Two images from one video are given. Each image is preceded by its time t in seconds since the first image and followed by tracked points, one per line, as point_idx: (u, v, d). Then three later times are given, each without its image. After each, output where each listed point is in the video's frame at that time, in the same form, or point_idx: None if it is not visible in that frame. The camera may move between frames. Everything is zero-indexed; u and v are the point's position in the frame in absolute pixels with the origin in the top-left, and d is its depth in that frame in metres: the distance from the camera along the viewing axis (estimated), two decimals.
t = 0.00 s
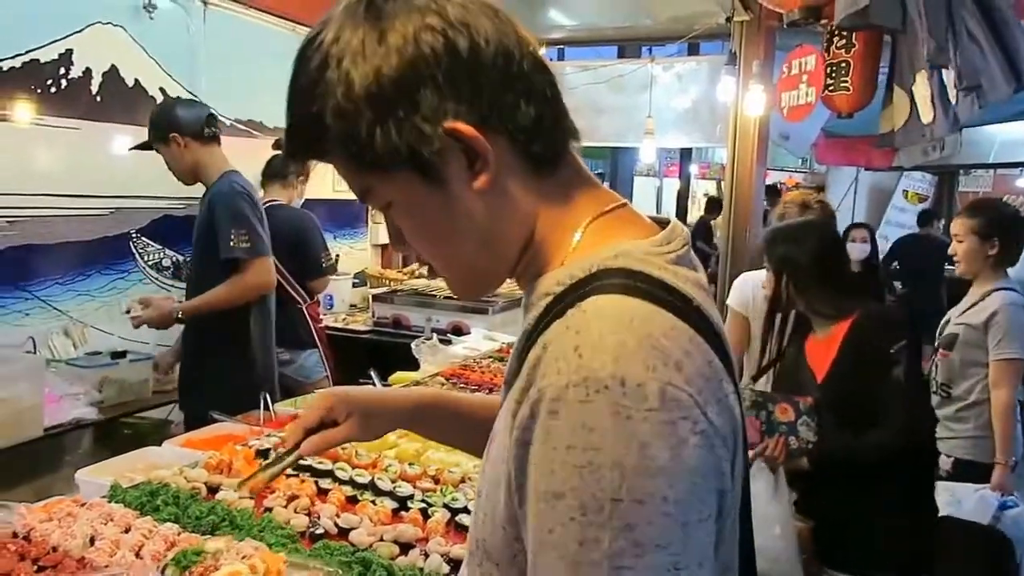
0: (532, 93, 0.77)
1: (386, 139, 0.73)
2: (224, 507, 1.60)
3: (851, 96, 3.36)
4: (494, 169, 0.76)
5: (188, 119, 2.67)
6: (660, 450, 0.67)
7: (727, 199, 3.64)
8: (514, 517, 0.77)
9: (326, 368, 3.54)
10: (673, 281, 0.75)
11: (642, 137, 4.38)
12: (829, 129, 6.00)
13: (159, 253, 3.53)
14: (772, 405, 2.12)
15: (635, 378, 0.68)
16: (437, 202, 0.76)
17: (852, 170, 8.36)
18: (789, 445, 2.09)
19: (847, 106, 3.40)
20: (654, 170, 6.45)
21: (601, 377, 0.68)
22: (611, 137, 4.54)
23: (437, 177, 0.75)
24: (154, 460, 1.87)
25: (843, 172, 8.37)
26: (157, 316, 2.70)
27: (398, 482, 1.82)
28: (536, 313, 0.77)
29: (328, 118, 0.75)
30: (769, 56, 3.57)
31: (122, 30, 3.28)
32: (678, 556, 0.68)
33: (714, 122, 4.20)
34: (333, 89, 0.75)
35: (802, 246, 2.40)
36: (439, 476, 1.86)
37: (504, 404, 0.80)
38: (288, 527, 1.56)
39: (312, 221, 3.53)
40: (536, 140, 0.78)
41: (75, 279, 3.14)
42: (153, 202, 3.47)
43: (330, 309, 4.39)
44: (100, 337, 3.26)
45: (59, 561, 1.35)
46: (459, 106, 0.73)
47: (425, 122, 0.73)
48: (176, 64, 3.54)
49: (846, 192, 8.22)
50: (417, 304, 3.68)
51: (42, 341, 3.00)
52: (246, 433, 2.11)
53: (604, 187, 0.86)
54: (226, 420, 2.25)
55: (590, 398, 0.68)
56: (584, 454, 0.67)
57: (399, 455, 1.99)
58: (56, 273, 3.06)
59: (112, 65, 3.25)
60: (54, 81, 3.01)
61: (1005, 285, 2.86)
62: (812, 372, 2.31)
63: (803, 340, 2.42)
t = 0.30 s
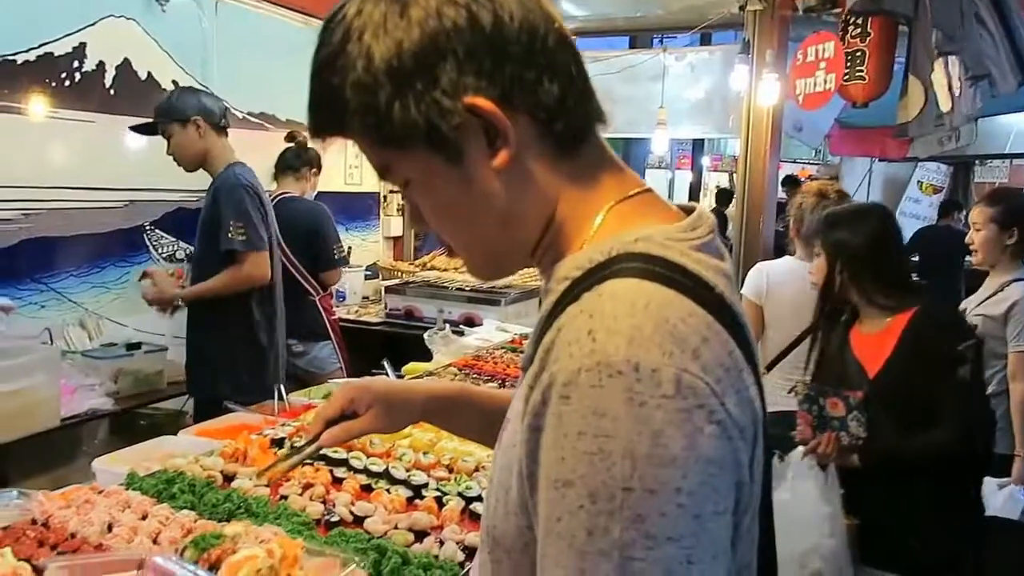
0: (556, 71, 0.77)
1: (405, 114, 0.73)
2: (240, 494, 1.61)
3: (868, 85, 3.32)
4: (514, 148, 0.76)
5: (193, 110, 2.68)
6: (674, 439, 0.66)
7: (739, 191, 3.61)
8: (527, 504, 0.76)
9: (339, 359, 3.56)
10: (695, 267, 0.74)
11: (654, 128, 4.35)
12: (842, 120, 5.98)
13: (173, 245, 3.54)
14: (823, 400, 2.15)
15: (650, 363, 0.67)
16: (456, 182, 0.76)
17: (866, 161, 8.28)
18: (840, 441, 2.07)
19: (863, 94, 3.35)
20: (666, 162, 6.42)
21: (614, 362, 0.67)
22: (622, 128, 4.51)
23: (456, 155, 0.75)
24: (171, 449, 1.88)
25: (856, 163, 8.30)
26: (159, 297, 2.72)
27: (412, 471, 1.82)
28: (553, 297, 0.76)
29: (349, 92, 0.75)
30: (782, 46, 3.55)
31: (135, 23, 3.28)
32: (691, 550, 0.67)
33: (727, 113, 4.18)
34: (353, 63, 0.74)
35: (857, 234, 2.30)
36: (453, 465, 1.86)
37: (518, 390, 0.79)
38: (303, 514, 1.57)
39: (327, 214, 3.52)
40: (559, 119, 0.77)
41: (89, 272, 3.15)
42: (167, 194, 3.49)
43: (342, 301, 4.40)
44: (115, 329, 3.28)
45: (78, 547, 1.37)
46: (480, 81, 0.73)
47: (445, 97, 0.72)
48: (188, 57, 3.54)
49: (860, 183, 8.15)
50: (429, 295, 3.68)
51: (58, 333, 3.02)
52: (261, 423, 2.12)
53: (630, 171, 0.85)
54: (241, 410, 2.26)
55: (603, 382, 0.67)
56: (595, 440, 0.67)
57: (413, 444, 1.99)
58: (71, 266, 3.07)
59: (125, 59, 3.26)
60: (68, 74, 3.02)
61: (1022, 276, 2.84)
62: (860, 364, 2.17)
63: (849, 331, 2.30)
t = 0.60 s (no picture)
0: (592, 37, 0.74)
1: (434, 80, 0.72)
2: (270, 469, 1.63)
3: (900, 62, 3.28)
4: (548, 116, 0.74)
5: (226, 85, 2.71)
6: (708, 417, 0.63)
7: (765, 170, 3.57)
8: (555, 483, 0.73)
9: (363, 339, 3.60)
10: (735, 241, 0.70)
11: (679, 107, 4.30)
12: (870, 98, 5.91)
13: (198, 226, 3.56)
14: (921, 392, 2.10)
15: (684, 338, 0.63)
16: (488, 151, 0.75)
17: (894, 141, 8.15)
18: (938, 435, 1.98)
19: (894, 71, 3.31)
20: (689, 143, 6.36)
21: (646, 336, 0.64)
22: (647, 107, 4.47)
23: (487, 124, 0.74)
24: (200, 424, 1.90)
25: (884, 143, 8.17)
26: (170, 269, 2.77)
27: (439, 447, 1.82)
28: (587, 271, 0.72)
29: (377, 59, 0.74)
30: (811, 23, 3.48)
31: (159, 3, 3.29)
32: (724, 535, 0.63)
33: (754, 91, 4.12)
34: (383, 29, 0.74)
35: (950, 213, 2.28)
36: (480, 442, 1.87)
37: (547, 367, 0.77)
38: (332, 488, 1.58)
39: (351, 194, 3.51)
40: (593, 85, 0.74)
41: (117, 251, 3.18)
42: (193, 175, 3.51)
43: (365, 282, 4.41)
44: (143, 308, 3.30)
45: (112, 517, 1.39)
46: (512, 46, 0.71)
47: (475, 64, 0.71)
48: (211, 36, 3.54)
49: (887, 164, 8.02)
50: (452, 275, 3.68)
51: (87, 311, 3.06)
52: (288, 400, 2.13)
53: (671, 142, 0.82)
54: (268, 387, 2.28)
55: (633, 357, 0.64)
56: (623, 417, 0.63)
57: (440, 421, 2.00)
58: (99, 245, 3.10)
59: (150, 39, 3.27)
60: (94, 55, 3.04)
61: None
62: (953, 354, 2.10)
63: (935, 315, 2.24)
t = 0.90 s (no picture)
0: (632, 3, 0.73)
1: (468, 47, 0.71)
2: (298, 442, 1.64)
3: (933, 35, 3.26)
4: (585, 84, 0.72)
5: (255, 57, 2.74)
6: (745, 399, 0.59)
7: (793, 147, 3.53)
8: (583, 462, 0.70)
9: (387, 316, 3.63)
10: (780, 216, 0.66)
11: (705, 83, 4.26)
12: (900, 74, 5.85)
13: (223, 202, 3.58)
14: None
15: (720, 314, 0.60)
16: (524, 119, 0.74)
17: (923, 119, 8.01)
18: None
19: (927, 45, 3.28)
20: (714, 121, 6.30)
21: (680, 311, 0.60)
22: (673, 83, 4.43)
23: (524, 91, 0.72)
24: (228, 398, 1.92)
25: (913, 121, 8.05)
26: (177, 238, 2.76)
27: (464, 422, 1.82)
28: (624, 245, 0.69)
29: (411, 26, 0.73)
30: None
31: None
32: (757, 522, 0.60)
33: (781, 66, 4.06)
34: None
35: None
36: (505, 417, 1.87)
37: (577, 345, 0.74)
38: (360, 461, 1.59)
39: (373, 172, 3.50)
40: (634, 51, 0.72)
41: (144, 229, 3.21)
42: (218, 152, 3.52)
43: (388, 259, 4.42)
44: (170, 284, 3.31)
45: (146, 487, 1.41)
46: (548, 11, 0.70)
47: (510, 29, 0.70)
48: (232, 12, 3.53)
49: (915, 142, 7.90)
50: (475, 253, 3.67)
51: (116, 287, 3.08)
52: (315, 374, 2.15)
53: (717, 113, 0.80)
54: (295, 362, 2.30)
55: (666, 333, 0.60)
56: (654, 396, 0.60)
57: (465, 396, 2.00)
58: (127, 222, 3.13)
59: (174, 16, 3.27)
60: (120, 32, 3.05)
61: None
62: None
63: None
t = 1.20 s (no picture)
0: None
1: (496, 10, 0.70)
2: (323, 414, 1.66)
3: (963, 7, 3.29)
4: (617, 48, 0.70)
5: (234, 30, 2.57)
6: (775, 377, 0.56)
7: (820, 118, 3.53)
8: (611, 437, 0.69)
9: (409, 292, 3.64)
10: (817, 184, 0.64)
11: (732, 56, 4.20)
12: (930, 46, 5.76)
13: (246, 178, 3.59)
14: None
15: (750, 289, 0.57)
16: (554, 84, 0.72)
17: (954, 91, 7.87)
18: None
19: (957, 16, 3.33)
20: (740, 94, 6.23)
21: (710, 286, 0.58)
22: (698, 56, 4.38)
23: (554, 55, 0.71)
24: (255, 371, 1.94)
25: (943, 94, 7.90)
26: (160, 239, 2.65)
27: (488, 396, 1.83)
28: (655, 216, 0.67)
29: None
30: None
31: None
32: (787, 503, 0.57)
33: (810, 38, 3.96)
34: None
35: None
36: (528, 391, 1.87)
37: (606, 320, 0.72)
38: (385, 434, 1.60)
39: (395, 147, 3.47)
40: (668, 14, 0.70)
41: (168, 204, 3.24)
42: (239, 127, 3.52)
43: (410, 235, 4.43)
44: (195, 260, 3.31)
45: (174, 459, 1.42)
46: None
47: None
48: None
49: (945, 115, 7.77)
50: (497, 229, 3.66)
51: (143, 263, 3.10)
52: (338, 348, 2.17)
53: (756, 79, 0.77)
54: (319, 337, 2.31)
55: (694, 309, 0.58)
56: (681, 373, 0.57)
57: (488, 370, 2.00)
58: (151, 198, 3.16)
59: None
60: (143, 8, 3.03)
61: None
62: None
63: None
